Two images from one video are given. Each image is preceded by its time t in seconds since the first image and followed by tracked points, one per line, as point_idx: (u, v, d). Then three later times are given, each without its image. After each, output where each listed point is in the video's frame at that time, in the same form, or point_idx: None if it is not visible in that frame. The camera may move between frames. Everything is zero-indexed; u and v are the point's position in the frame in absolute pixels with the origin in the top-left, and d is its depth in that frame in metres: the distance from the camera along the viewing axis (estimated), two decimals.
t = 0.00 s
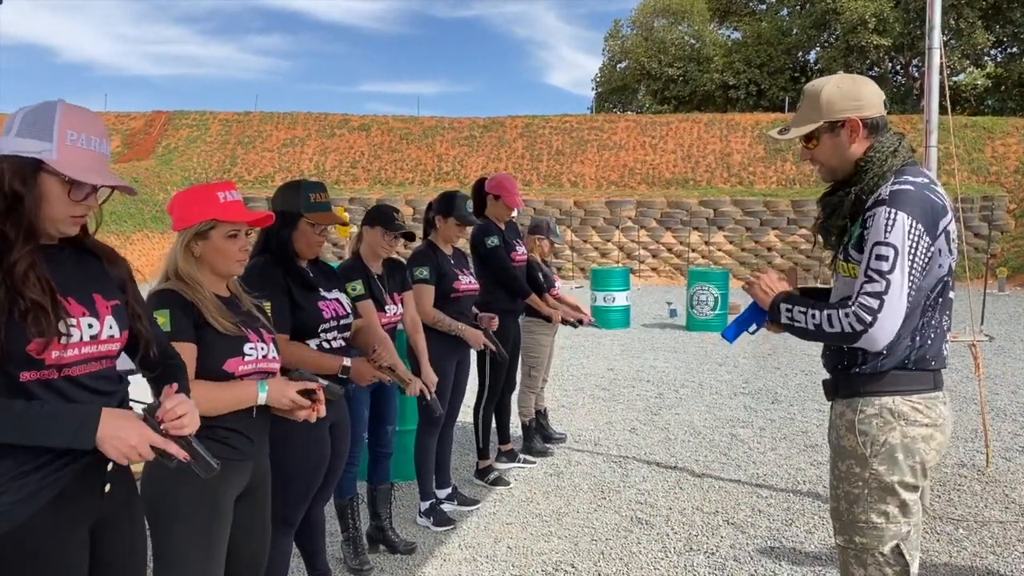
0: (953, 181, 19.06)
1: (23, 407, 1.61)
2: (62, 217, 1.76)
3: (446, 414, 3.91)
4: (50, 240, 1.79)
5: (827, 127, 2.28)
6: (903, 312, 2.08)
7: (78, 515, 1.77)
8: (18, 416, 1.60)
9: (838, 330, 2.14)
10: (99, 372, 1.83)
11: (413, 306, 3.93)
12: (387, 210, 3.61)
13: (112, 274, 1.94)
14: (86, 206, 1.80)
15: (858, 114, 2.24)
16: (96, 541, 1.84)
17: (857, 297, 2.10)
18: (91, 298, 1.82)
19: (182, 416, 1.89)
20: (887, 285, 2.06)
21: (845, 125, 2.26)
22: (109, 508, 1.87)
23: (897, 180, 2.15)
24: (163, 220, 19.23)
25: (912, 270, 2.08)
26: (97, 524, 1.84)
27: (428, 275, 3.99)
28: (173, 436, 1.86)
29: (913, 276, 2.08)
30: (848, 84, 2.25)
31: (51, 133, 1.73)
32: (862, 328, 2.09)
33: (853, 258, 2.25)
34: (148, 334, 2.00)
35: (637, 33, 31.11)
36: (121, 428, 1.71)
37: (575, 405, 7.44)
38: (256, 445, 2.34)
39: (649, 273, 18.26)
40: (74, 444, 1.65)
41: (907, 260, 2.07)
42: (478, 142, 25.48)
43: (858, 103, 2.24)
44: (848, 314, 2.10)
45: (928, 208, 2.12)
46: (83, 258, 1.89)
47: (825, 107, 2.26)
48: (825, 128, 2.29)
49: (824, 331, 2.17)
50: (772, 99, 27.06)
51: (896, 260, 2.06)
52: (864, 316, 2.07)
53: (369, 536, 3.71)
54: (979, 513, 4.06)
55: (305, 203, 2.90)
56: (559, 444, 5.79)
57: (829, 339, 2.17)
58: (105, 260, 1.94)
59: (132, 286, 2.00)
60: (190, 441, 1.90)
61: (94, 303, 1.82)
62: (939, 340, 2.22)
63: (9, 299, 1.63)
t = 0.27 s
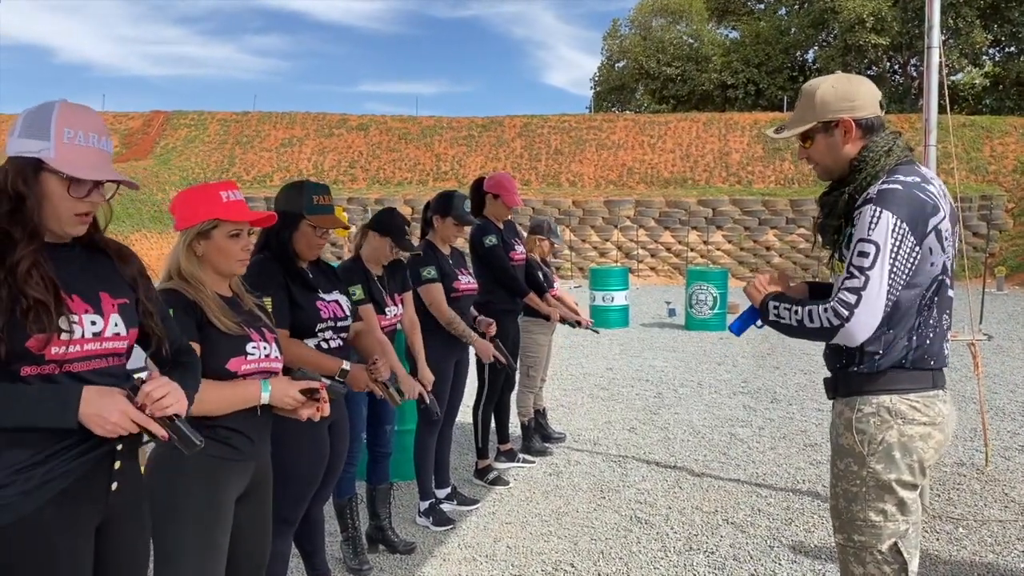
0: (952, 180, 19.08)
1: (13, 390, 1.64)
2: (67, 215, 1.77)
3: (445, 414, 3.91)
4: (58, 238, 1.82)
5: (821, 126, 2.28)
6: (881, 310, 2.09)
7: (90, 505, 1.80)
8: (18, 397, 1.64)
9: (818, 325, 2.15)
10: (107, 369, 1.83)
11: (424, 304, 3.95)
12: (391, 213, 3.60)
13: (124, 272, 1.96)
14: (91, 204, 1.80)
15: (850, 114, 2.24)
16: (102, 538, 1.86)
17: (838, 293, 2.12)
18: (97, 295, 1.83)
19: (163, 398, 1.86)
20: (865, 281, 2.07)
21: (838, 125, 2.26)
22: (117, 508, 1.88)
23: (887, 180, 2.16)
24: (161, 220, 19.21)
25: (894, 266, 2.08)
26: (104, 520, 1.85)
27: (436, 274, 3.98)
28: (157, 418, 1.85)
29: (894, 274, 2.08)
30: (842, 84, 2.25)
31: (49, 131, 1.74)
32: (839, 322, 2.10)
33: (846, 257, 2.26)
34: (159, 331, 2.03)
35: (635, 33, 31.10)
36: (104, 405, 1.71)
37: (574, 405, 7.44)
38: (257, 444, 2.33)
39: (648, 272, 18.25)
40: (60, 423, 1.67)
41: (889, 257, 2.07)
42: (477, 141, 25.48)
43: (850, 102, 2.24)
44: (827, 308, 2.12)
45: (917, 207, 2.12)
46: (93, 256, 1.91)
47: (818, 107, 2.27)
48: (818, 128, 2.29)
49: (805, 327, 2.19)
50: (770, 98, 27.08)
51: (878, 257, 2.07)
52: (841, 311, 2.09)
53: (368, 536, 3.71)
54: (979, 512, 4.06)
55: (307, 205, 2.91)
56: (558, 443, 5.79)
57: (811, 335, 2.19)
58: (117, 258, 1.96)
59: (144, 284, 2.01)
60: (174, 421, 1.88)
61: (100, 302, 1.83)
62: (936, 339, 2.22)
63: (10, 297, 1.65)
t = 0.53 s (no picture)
0: (948, 180, 19.11)
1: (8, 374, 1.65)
2: (69, 215, 1.80)
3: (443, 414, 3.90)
4: (62, 236, 1.84)
5: (803, 129, 2.28)
6: (877, 309, 2.08)
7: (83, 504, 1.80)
8: (10, 380, 1.65)
9: (816, 322, 2.16)
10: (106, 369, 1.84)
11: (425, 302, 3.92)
12: (392, 217, 3.58)
13: (131, 272, 1.97)
14: (93, 204, 1.84)
15: (831, 116, 2.23)
16: (99, 536, 1.86)
17: (834, 291, 2.12)
18: (98, 294, 1.84)
19: (138, 372, 1.81)
20: (861, 281, 2.07)
21: (820, 128, 2.26)
22: (113, 509, 1.88)
23: (880, 180, 2.15)
24: (158, 220, 19.16)
25: (890, 265, 2.08)
26: (101, 521, 1.85)
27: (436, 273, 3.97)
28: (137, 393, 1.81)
29: (890, 276, 2.08)
30: (822, 87, 2.25)
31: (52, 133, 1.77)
32: (835, 322, 2.11)
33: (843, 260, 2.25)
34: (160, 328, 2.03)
35: (631, 33, 31.10)
36: (87, 386, 1.71)
37: (572, 405, 7.43)
38: (256, 445, 2.32)
39: (645, 272, 18.24)
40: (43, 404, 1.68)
41: (884, 257, 2.07)
42: (474, 141, 25.46)
43: (831, 104, 2.23)
44: (824, 307, 2.12)
45: (909, 207, 2.12)
46: (100, 255, 1.93)
47: (801, 109, 2.26)
48: (801, 130, 2.29)
49: (806, 321, 2.21)
50: (767, 98, 27.09)
51: (873, 257, 2.06)
52: (837, 311, 2.09)
53: (366, 537, 3.70)
54: (976, 512, 4.06)
55: (310, 208, 2.91)
56: (556, 443, 5.79)
57: (812, 330, 2.21)
58: (123, 257, 1.98)
59: (150, 284, 2.02)
60: (154, 394, 1.84)
61: (99, 302, 1.84)
62: (942, 334, 2.23)
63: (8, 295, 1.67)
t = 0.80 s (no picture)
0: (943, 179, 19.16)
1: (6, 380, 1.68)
2: (68, 215, 1.80)
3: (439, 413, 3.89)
4: (62, 237, 1.84)
5: (798, 127, 2.28)
6: (905, 304, 2.08)
7: (74, 505, 1.78)
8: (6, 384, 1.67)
9: (841, 324, 2.12)
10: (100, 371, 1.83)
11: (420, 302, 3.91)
12: (388, 219, 3.56)
13: (132, 272, 1.97)
14: (92, 205, 1.82)
15: (826, 114, 2.23)
16: (93, 537, 1.84)
17: (860, 292, 2.09)
18: (95, 296, 1.84)
19: (123, 372, 1.76)
20: (888, 280, 2.06)
21: (814, 126, 2.26)
22: (107, 509, 1.86)
23: (886, 177, 2.15)
24: (153, 219, 19.10)
25: (911, 263, 2.09)
26: (93, 522, 1.84)
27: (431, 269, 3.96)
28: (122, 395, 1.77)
29: (912, 269, 2.10)
30: (816, 86, 2.26)
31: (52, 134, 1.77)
32: (866, 324, 2.08)
33: (848, 259, 2.24)
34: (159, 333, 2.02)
35: (627, 33, 31.11)
36: (93, 404, 1.72)
37: (568, 405, 7.43)
38: (251, 447, 2.31)
39: (641, 272, 18.25)
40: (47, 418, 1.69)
41: (905, 255, 2.08)
42: (469, 141, 25.44)
43: (825, 103, 2.23)
44: (851, 308, 2.08)
45: (921, 204, 2.13)
46: (102, 255, 1.92)
47: (796, 107, 2.27)
48: (796, 128, 2.29)
49: (827, 324, 2.15)
50: (762, 98, 27.12)
51: (895, 255, 2.06)
52: (868, 312, 2.06)
53: (361, 538, 3.70)
54: (971, 511, 4.07)
55: (308, 208, 2.90)
56: (552, 443, 5.79)
57: (833, 333, 2.16)
58: (125, 256, 1.96)
59: (152, 286, 2.00)
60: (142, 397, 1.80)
61: (95, 303, 1.83)
62: (936, 332, 2.26)
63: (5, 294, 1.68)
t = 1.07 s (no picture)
0: (936, 179, 19.25)
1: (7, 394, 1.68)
2: (63, 213, 1.80)
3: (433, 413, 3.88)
4: (59, 239, 1.83)
5: (798, 123, 2.29)
6: (899, 302, 2.08)
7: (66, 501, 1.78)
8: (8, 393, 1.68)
9: (834, 327, 2.12)
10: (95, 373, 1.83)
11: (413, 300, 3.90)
12: (386, 221, 3.56)
13: (130, 275, 1.96)
14: (87, 203, 1.82)
15: (827, 111, 2.24)
16: (87, 536, 1.85)
17: (853, 293, 2.09)
18: (92, 298, 1.84)
19: (138, 396, 1.81)
20: (879, 280, 2.06)
21: (815, 122, 2.27)
22: (104, 510, 1.86)
23: (876, 178, 2.15)
24: (146, 219, 19.03)
25: (901, 262, 2.10)
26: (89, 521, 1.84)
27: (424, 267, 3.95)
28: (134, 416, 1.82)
29: (903, 268, 2.10)
30: (820, 83, 2.26)
31: (46, 131, 1.77)
32: (861, 324, 2.08)
33: (834, 255, 2.24)
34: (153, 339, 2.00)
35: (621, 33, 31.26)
36: (104, 432, 1.72)
37: (562, 404, 7.44)
38: (247, 447, 2.31)
39: (635, 271, 18.28)
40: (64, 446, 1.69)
41: (896, 254, 2.08)
42: (463, 141, 25.43)
43: (827, 99, 2.24)
44: (846, 310, 2.09)
45: (909, 204, 2.13)
46: (99, 256, 1.91)
47: (798, 103, 2.27)
48: (796, 124, 2.30)
49: (817, 329, 2.15)
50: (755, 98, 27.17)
51: (885, 255, 2.07)
52: (862, 312, 2.07)
53: (355, 538, 3.69)
54: (964, 509, 4.09)
55: (304, 207, 2.89)
56: (546, 443, 5.79)
57: (821, 338, 2.16)
58: (122, 259, 1.95)
59: (148, 289, 1.99)
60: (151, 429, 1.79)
61: (91, 305, 1.83)
62: (921, 333, 2.24)
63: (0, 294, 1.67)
